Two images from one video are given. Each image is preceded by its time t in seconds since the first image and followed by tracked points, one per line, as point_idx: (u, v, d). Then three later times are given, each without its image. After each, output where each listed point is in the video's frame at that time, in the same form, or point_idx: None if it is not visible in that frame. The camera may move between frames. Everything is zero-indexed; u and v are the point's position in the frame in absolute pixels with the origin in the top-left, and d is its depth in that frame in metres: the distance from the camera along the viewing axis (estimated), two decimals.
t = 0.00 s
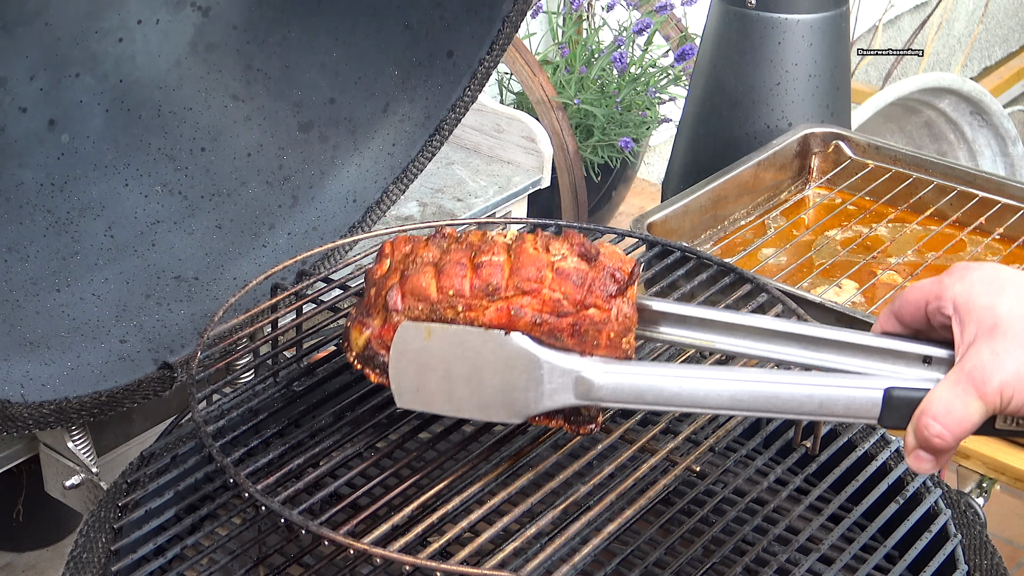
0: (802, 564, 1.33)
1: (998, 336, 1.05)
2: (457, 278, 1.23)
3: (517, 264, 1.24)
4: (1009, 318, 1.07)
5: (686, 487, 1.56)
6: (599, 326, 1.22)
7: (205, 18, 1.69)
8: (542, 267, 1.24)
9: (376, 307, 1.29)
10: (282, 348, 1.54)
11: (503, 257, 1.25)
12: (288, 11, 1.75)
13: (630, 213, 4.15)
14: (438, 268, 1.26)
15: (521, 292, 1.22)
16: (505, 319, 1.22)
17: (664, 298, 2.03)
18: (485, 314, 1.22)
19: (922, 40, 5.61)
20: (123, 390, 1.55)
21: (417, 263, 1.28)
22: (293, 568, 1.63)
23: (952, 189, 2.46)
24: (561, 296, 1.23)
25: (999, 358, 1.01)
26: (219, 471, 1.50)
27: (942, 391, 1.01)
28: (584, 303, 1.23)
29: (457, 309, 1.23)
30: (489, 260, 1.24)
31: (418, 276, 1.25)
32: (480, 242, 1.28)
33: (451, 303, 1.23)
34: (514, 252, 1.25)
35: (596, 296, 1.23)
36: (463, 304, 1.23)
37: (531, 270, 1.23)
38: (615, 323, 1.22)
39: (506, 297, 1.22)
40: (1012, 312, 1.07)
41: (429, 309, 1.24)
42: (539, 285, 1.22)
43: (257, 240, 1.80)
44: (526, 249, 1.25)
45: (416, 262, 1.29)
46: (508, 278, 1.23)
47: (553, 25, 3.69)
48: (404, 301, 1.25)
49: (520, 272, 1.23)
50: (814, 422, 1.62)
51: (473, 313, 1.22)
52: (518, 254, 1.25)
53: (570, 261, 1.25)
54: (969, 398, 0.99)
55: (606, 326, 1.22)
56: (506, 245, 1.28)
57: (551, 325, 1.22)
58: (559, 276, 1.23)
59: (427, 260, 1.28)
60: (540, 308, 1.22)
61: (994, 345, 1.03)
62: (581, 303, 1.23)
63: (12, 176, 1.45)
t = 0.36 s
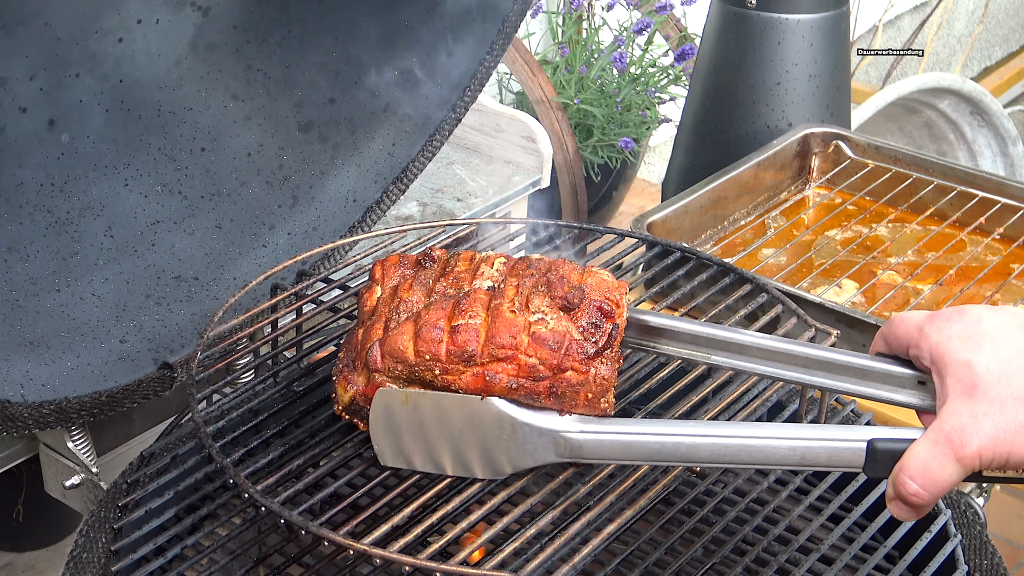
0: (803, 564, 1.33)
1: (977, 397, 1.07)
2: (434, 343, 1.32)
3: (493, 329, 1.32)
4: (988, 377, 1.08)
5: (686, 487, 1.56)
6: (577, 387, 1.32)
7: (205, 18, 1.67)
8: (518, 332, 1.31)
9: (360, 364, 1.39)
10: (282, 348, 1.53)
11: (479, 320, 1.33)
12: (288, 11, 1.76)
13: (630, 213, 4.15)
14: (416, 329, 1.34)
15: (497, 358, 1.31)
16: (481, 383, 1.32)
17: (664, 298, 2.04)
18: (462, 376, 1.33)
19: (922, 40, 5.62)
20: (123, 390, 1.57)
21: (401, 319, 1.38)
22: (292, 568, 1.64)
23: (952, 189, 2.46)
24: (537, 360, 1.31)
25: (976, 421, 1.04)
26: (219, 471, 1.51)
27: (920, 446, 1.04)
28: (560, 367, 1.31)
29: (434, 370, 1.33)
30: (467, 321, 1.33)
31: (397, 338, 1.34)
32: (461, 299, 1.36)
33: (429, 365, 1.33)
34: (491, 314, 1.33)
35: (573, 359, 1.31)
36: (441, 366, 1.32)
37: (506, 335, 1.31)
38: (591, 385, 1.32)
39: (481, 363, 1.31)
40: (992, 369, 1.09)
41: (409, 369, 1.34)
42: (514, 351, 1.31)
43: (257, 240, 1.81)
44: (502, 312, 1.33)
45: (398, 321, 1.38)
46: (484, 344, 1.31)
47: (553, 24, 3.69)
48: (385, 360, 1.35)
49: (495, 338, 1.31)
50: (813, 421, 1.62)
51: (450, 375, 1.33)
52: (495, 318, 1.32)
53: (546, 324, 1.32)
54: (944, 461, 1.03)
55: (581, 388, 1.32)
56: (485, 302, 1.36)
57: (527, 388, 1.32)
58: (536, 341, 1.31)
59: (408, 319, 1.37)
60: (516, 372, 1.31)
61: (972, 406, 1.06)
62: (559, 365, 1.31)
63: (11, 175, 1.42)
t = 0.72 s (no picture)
0: (802, 564, 1.33)
1: None
2: (437, 343, 1.32)
3: (497, 329, 1.32)
4: None
5: (686, 487, 1.56)
6: (581, 386, 1.32)
7: (205, 18, 1.65)
8: (521, 331, 1.32)
9: (364, 365, 1.40)
10: (283, 348, 1.53)
11: (483, 320, 1.33)
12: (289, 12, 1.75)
13: (630, 213, 4.15)
14: (420, 329, 1.35)
15: (500, 357, 1.32)
16: (485, 382, 1.33)
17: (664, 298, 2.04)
18: (465, 375, 1.34)
19: (921, 40, 5.62)
20: (123, 390, 1.60)
21: (404, 320, 1.38)
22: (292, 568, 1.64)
23: (952, 189, 2.46)
24: (541, 359, 1.31)
25: None
26: (219, 471, 1.51)
27: None
28: (564, 366, 1.31)
29: (438, 370, 1.34)
30: (471, 321, 1.33)
31: (400, 338, 1.35)
32: (464, 298, 1.36)
33: (432, 365, 1.33)
34: (495, 314, 1.33)
35: (577, 358, 1.32)
36: (444, 366, 1.33)
37: (510, 335, 1.31)
38: (596, 384, 1.33)
39: (485, 362, 1.32)
40: None
41: (412, 369, 1.35)
42: (518, 351, 1.31)
43: (258, 240, 1.83)
44: (506, 312, 1.33)
45: (401, 321, 1.38)
46: (487, 343, 1.32)
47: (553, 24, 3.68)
48: (388, 360, 1.36)
49: (499, 337, 1.31)
50: (814, 422, 1.62)
51: (453, 374, 1.34)
52: (499, 317, 1.32)
53: (550, 324, 1.33)
54: None
55: (586, 386, 1.33)
56: (489, 302, 1.36)
57: (532, 387, 1.33)
58: (539, 340, 1.31)
59: (411, 319, 1.37)
60: (520, 370, 1.32)
61: None
62: (563, 365, 1.31)
63: (12, 175, 1.42)
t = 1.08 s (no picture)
0: (803, 564, 1.33)
1: None
2: (436, 344, 1.32)
3: (496, 330, 1.32)
4: None
5: (686, 487, 1.56)
6: (580, 387, 1.32)
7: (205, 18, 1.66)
8: (521, 333, 1.32)
9: (363, 367, 1.40)
10: (283, 348, 1.53)
11: (482, 322, 1.33)
12: (289, 12, 1.75)
13: (630, 213, 4.15)
14: (419, 331, 1.35)
15: (499, 359, 1.32)
16: (484, 384, 1.33)
17: (664, 298, 2.04)
18: (464, 377, 1.33)
19: (921, 40, 5.62)
20: (123, 390, 1.60)
21: (403, 321, 1.38)
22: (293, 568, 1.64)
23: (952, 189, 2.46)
24: (540, 361, 1.31)
25: None
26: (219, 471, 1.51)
27: None
28: (563, 367, 1.31)
29: (437, 372, 1.34)
30: (469, 322, 1.33)
31: (399, 340, 1.34)
32: (463, 300, 1.36)
33: (431, 367, 1.33)
34: (493, 316, 1.33)
35: (576, 359, 1.31)
36: (443, 368, 1.33)
37: (509, 336, 1.31)
38: (594, 386, 1.32)
39: (484, 363, 1.32)
40: None
41: (411, 371, 1.35)
42: (517, 352, 1.31)
43: (257, 240, 1.82)
44: (505, 314, 1.33)
45: (400, 323, 1.38)
46: (486, 345, 1.32)
47: (553, 25, 3.68)
48: (387, 362, 1.36)
49: (498, 339, 1.31)
50: (813, 421, 1.61)
51: (452, 376, 1.34)
52: (497, 319, 1.32)
53: (549, 325, 1.33)
54: None
55: (585, 388, 1.32)
56: (488, 303, 1.36)
57: (531, 389, 1.32)
58: (538, 342, 1.31)
59: (410, 321, 1.37)
60: (519, 372, 1.32)
61: None
62: (562, 366, 1.31)
63: (12, 175, 1.42)
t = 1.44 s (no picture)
0: (803, 564, 1.33)
1: None
2: (436, 345, 1.32)
3: (496, 330, 1.32)
4: None
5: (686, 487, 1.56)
6: (580, 387, 1.32)
7: (205, 18, 1.67)
8: (521, 333, 1.32)
9: (363, 367, 1.40)
10: (283, 348, 1.53)
11: (482, 322, 1.33)
12: (289, 12, 1.75)
13: (630, 212, 4.16)
14: (418, 331, 1.35)
15: (499, 359, 1.31)
16: (484, 384, 1.33)
17: (664, 298, 2.04)
18: (464, 377, 1.33)
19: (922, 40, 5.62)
20: (123, 390, 1.56)
21: (403, 321, 1.38)
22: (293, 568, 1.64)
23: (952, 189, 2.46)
24: (540, 361, 1.31)
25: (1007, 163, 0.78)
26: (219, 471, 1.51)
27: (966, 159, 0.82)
28: (563, 367, 1.31)
29: (436, 372, 1.34)
30: (469, 322, 1.33)
31: (399, 340, 1.34)
32: (463, 300, 1.36)
33: (431, 367, 1.33)
34: (493, 316, 1.33)
35: (576, 359, 1.31)
36: (443, 368, 1.33)
37: (509, 337, 1.31)
38: (594, 386, 1.32)
39: (484, 364, 1.32)
40: None
41: (411, 371, 1.35)
42: (517, 353, 1.31)
43: (257, 240, 1.81)
44: (505, 314, 1.33)
45: (400, 323, 1.38)
46: (486, 345, 1.32)
47: (553, 24, 3.68)
48: (387, 362, 1.36)
49: (498, 339, 1.31)
50: (813, 422, 1.61)
51: (452, 376, 1.33)
52: (497, 319, 1.32)
53: (549, 325, 1.33)
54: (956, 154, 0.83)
55: (585, 388, 1.32)
56: (488, 303, 1.36)
57: (531, 389, 1.32)
58: (538, 342, 1.31)
59: (410, 321, 1.37)
60: (519, 373, 1.32)
61: None
62: (562, 366, 1.31)
63: (12, 175, 1.43)
